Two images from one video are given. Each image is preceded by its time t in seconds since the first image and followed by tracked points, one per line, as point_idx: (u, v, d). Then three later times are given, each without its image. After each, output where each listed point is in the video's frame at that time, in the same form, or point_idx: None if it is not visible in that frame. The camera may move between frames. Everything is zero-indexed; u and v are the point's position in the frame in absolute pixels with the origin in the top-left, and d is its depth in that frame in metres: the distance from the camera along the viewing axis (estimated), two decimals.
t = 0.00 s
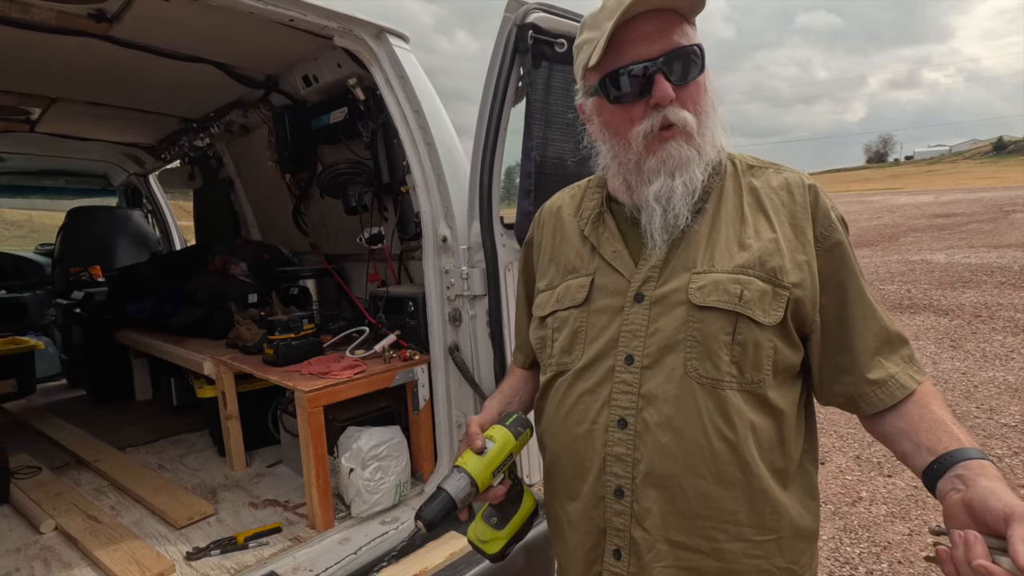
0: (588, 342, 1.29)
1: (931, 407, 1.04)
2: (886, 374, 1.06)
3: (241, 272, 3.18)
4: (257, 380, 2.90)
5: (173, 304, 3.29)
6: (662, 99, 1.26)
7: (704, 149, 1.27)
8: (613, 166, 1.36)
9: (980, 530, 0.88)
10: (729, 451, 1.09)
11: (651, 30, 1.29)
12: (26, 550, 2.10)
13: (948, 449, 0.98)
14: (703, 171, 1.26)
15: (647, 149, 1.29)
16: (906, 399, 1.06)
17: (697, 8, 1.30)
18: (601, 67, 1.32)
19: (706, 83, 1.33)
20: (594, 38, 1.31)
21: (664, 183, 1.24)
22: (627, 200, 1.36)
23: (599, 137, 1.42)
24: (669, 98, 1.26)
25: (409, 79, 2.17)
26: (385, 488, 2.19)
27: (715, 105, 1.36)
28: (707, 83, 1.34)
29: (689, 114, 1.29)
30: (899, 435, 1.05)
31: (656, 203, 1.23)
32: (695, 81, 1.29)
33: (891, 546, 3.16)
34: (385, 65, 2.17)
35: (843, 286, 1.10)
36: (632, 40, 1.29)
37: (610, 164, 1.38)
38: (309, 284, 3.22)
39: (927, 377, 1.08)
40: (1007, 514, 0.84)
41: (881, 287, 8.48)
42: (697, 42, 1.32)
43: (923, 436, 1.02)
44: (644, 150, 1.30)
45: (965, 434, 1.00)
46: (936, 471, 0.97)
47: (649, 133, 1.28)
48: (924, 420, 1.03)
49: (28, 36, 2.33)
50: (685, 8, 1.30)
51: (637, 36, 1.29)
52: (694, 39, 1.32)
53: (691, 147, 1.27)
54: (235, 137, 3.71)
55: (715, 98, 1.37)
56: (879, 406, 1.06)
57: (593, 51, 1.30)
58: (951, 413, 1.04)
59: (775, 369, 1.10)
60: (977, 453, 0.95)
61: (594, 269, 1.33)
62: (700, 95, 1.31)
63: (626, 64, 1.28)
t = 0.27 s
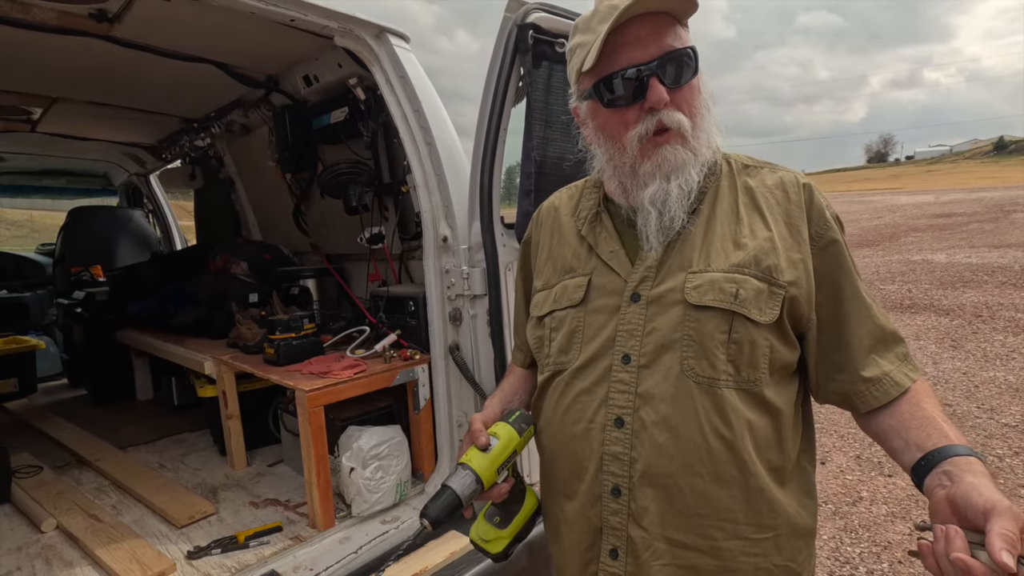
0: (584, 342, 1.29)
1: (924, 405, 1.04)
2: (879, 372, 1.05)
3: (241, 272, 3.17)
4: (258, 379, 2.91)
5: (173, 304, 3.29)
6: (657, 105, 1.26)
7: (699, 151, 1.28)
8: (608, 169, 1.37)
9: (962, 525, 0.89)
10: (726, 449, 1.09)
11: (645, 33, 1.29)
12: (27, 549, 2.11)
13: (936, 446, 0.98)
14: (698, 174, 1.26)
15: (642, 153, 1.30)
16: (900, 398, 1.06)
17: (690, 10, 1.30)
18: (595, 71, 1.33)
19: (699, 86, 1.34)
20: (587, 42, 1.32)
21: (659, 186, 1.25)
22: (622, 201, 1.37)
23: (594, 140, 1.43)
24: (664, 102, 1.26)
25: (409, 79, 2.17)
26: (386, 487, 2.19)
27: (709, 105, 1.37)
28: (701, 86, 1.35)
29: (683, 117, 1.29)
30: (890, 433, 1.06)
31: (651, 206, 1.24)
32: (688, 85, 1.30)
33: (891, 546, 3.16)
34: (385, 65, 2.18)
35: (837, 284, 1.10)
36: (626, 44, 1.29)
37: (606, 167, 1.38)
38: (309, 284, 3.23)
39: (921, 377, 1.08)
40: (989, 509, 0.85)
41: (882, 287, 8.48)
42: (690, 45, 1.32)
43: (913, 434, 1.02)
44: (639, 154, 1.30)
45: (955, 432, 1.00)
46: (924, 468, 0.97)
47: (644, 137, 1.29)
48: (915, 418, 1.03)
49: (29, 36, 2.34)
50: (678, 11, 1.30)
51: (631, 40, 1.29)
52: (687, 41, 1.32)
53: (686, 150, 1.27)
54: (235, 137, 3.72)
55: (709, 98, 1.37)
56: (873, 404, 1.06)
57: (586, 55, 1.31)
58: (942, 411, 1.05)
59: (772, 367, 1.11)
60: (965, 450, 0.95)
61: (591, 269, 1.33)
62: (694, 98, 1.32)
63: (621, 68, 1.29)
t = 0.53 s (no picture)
0: (581, 341, 1.30)
1: (916, 406, 1.04)
2: (871, 372, 1.05)
3: (243, 272, 3.19)
4: (258, 378, 2.91)
5: (174, 303, 3.30)
6: (652, 104, 1.27)
7: (694, 151, 1.28)
8: (605, 169, 1.37)
9: (940, 523, 0.90)
10: (721, 448, 1.09)
11: (640, 34, 1.29)
12: (29, 548, 2.11)
13: (923, 446, 0.98)
14: (694, 173, 1.26)
15: (638, 152, 1.30)
16: (892, 400, 1.06)
17: (685, 10, 1.30)
18: (590, 72, 1.33)
19: (695, 85, 1.34)
20: (583, 43, 1.32)
21: (655, 185, 1.25)
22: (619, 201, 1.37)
23: (591, 141, 1.43)
24: (658, 102, 1.26)
25: (410, 79, 2.18)
26: (386, 487, 2.20)
27: (706, 106, 1.37)
28: (696, 85, 1.35)
29: (679, 117, 1.29)
30: (880, 433, 1.06)
31: (647, 206, 1.24)
32: (684, 84, 1.30)
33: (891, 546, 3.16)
34: (386, 65, 2.18)
35: (832, 285, 1.10)
36: (620, 44, 1.30)
37: (603, 167, 1.39)
38: (309, 284, 3.30)
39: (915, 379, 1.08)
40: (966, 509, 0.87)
41: (883, 286, 8.48)
42: (686, 44, 1.32)
43: (902, 435, 1.02)
44: (635, 154, 1.30)
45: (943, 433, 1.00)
46: (910, 469, 0.98)
47: (639, 137, 1.29)
48: (905, 419, 1.03)
49: (31, 36, 2.34)
50: (674, 11, 1.30)
51: (626, 41, 1.29)
52: (682, 40, 1.32)
53: (681, 149, 1.28)
54: (236, 137, 3.73)
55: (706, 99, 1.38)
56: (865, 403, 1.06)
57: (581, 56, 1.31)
58: (933, 412, 1.04)
59: (767, 367, 1.11)
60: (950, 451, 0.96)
61: (589, 269, 1.34)
62: (689, 97, 1.32)
63: (617, 69, 1.29)
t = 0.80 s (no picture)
0: (576, 338, 1.30)
1: (904, 409, 1.04)
2: (862, 372, 1.05)
3: (243, 272, 3.20)
4: (258, 378, 2.92)
5: (174, 303, 3.30)
6: (646, 103, 1.27)
7: (690, 149, 1.28)
8: (601, 168, 1.38)
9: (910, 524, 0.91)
10: (712, 445, 1.10)
11: (634, 33, 1.30)
12: (29, 547, 2.12)
13: (905, 448, 0.99)
14: (690, 170, 1.26)
15: (633, 151, 1.30)
16: (881, 402, 1.06)
17: (679, 11, 1.31)
18: (586, 72, 1.34)
19: (691, 85, 1.34)
20: (578, 44, 1.33)
21: (650, 183, 1.25)
22: (614, 199, 1.38)
23: (587, 140, 1.44)
24: (653, 100, 1.27)
25: (410, 79, 2.18)
26: (386, 486, 2.20)
27: (701, 107, 1.37)
28: (691, 84, 1.35)
29: (674, 116, 1.30)
30: (866, 433, 1.06)
31: (641, 204, 1.25)
32: (678, 83, 1.31)
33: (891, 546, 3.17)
34: (386, 65, 2.18)
35: (826, 284, 1.11)
36: (615, 45, 1.30)
37: (599, 166, 1.39)
38: (309, 284, 3.33)
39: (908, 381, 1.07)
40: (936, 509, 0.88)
41: (883, 286, 8.47)
42: (681, 44, 1.33)
43: (887, 437, 1.03)
44: (631, 152, 1.31)
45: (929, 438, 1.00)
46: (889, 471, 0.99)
47: (635, 136, 1.30)
48: (892, 421, 1.03)
49: (31, 36, 2.34)
50: (668, 11, 1.30)
51: (621, 41, 1.30)
52: (677, 40, 1.33)
53: (676, 147, 1.28)
54: (236, 137, 3.73)
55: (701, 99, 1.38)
56: (855, 402, 1.06)
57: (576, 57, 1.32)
58: (921, 416, 1.04)
59: (760, 365, 1.11)
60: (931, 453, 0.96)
61: (584, 266, 1.34)
62: (683, 96, 1.32)
63: (612, 68, 1.29)
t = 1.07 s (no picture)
0: (572, 334, 1.31)
1: (861, 419, 1.05)
2: (846, 372, 1.06)
3: (243, 271, 3.19)
4: (258, 377, 2.92)
5: (175, 302, 3.30)
6: (638, 106, 1.27)
7: (683, 149, 1.27)
8: (597, 169, 1.38)
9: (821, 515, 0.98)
10: (706, 441, 1.09)
11: (627, 36, 1.30)
12: (29, 546, 2.12)
13: (845, 455, 1.02)
14: (683, 170, 1.26)
15: (627, 152, 1.30)
16: (843, 411, 1.07)
17: (672, 13, 1.31)
18: (580, 74, 1.34)
19: (686, 86, 1.34)
20: (570, 48, 1.33)
21: (643, 184, 1.25)
22: (610, 199, 1.38)
23: (584, 141, 1.44)
24: (645, 102, 1.26)
25: (409, 78, 2.18)
26: (385, 485, 2.20)
27: (697, 106, 1.37)
28: (686, 85, 1.34)
29: (667, 117, 1.29)
30: (825, 435, 1.09)
31: (636, 205, 1.25)
32: (671, 85, 1.30)
33: (891, 545, 3.17)
34: (385, 64, 2.18)
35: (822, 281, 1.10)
36: (608, 47, 1.31)
37: (595, 167, 1.39)
38: (308, 283, 3.35)
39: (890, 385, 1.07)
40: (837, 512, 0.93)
41: (884, 286, 8.46)
42: (675, 46, 1.32)
43: (836, 442, 1.06)
44: (625, 153, 1.30)
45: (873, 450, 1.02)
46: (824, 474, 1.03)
47: (628, 137, 1.29)
48: (842, 427, 1.06)
49: (32, 35, 2.34)
50: (661, 13, 1.30)
51: (614, 43, 1.30)
52: (671, 42, 1.32)
53: (670, 148, 1.27)
54: (236, 136, 3.73)
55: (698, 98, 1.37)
56: (838, 402, 1.06)
57: (569, 60, 1.32)
58: (879, 426, 1.05)
59: (755, 363, 1.10)
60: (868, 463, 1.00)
61: (581, 263, 1.35)
62: (678, 98, 1.31)
63: (607, 70, 1.30)
